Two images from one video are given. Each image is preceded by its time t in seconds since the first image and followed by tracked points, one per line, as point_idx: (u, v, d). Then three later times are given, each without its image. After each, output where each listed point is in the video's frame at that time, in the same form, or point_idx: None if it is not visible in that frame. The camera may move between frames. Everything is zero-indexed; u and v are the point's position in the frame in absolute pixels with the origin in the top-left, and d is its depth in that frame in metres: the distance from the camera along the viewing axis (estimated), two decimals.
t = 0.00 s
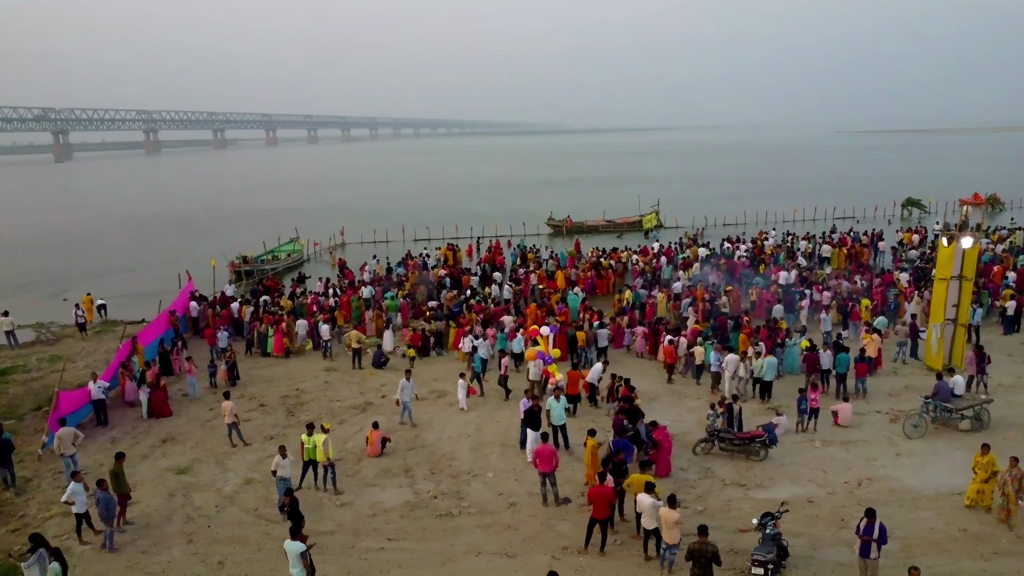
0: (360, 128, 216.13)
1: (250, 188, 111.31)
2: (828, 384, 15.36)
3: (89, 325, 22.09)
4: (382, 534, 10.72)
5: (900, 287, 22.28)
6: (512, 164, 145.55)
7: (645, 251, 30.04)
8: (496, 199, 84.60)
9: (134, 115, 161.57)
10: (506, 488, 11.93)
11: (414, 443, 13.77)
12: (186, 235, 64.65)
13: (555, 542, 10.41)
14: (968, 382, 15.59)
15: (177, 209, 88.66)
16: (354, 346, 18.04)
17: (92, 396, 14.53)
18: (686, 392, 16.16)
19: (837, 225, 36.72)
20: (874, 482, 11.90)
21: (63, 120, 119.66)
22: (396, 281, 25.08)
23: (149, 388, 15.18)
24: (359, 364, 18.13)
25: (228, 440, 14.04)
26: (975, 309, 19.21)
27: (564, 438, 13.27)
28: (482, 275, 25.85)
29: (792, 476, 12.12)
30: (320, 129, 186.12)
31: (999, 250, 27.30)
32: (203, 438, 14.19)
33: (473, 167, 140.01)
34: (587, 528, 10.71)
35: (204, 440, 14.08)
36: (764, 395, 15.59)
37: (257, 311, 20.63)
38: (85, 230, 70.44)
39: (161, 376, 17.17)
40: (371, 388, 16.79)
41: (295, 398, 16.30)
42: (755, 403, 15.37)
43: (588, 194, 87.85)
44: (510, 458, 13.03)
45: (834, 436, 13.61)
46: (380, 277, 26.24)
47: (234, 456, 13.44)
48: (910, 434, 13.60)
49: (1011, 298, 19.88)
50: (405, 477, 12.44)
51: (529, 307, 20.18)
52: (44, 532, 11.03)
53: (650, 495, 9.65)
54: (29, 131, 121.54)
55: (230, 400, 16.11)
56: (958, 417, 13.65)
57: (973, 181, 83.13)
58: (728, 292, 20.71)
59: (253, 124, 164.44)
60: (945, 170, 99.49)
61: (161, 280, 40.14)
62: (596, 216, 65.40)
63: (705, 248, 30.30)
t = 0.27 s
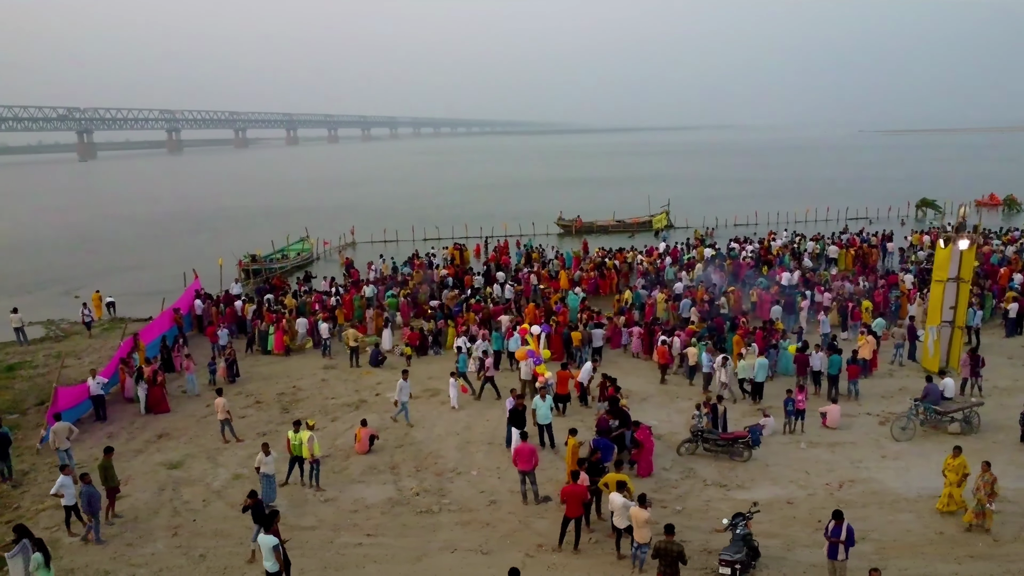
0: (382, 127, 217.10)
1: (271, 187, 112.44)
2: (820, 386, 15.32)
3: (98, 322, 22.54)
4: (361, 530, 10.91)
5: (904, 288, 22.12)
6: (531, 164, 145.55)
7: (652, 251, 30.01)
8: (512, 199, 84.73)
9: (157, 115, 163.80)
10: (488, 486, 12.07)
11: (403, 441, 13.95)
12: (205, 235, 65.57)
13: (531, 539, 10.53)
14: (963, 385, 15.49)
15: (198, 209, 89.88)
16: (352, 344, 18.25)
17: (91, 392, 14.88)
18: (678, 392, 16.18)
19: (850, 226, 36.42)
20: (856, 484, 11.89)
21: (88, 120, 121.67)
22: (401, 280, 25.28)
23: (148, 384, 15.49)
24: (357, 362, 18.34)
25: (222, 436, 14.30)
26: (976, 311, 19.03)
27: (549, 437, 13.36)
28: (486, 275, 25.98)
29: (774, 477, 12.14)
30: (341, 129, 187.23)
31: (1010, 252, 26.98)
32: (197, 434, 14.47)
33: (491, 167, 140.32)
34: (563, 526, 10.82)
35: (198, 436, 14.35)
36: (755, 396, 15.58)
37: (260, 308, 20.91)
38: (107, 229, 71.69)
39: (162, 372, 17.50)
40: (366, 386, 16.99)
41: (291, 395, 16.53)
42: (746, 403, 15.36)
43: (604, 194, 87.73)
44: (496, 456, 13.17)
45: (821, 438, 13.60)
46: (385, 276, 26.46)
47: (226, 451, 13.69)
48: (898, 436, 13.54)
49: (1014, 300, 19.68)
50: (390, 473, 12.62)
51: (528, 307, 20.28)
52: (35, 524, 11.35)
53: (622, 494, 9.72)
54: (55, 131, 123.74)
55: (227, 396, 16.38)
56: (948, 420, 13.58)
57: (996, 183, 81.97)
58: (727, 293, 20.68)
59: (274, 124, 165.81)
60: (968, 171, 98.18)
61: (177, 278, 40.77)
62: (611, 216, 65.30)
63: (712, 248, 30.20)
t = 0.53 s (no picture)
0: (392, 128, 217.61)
1: (280, 187, 113.10)
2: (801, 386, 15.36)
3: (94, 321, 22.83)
4: (332, 526, 11.06)
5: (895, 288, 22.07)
6: (539, 164, 145.56)
7: (648, 251, 30.01)
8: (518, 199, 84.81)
9: (169, 115, 165.05)
10: (462, 484, 12.19)
11: (383, 439, 14.09)
12: (212, 235, 66.12)
13: (498, 537, 10.65)
14: (945, 386, 15.51)
15: (207, 209, 90.54)
16: (340, 343, 18.38)
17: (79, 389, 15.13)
18: (661, 392, 16.23)
19: (850, 226, 36.28)
20: (828, 484, 11.92)
21: (99, 120, 122.80)
22: (395, 279, 25.41)
23: (134, 381, 15.70)
24: (345, 361, 18.48)
25: (205, 433, 14.48)
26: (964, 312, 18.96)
27: (527, 435, 13.45)
28: (481, 275, 26.08)
29: (746, 477, 12.18)
30: (351, 129, 187.79)
31: (1007, 253, 26.85)
32: (181, 431, 14.66)
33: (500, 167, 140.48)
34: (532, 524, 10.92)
35: (182, 433, 14.54)
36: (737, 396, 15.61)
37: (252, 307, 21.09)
38: (116, 229, 72.41)
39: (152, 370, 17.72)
40: (353, 384, 17.14)
41: (278, 392, 16.70)
42: (727, 403, 15.38)
43: (611, 194, 87.65)
44: (472, 455, 13.28)
45: (798, 438, 13.63)
46: (380, 275, 26.60)
47: (207, 448, 13.88)
48: (875, 436, 13.55)
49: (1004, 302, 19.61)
50: (366, 471, 12.76)
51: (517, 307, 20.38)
52: (15, 519, 11.57)
53: (586, 492, 9.81)
54: (67, 131, 125.02)
55: (215, 394, 16.57)
56: (924, 420, 13.60)
57: (1006, 184, 81.37)
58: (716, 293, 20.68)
59: (284, 124, 166.55)
60: (978, 172, 97.45)
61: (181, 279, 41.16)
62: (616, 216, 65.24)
63: (708, 248, 30.17)
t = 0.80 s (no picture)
0: (393, 128, 217.77)
1: (280, 187, 113.39)
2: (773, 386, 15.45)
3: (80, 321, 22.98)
4: (296, 524, 11.18)
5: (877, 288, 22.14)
6: (539, 164, 145.58)
7: (636, 251, 30.06)
8: (516, 199, 84.89)
9: (170, 116, 165.44)
10: (428, 483, 12.31)
11: (354, 438, 14.21)
12: (210, 235, 66.39)
13: (458, 534, 10.74)
14: (917, 385, 15.59)
15: (206, 209, 90.77)
16: (319, 343, 18.49)
17: (56, 388, 15.27)
18: (635, 392, 16.33)
19: (840, 227, 36.31)
20: (790, 483, 12.01)
21: (100, 119, 123.23)
22: (380, 280, 25.51)
23: (110, 380, 15.83)
24: (325, 361, 18.59)
25: (179, 432, 14.61)
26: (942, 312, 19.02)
27: (496, 434, 13.56)
28: (466, 275, 26.16)
29: (710, 475, 12.28)
30: (352, 129, 187.99)
31: (993, 253, 26.87)
32: (156, 430, 14.79)
33: (500, 166, 140.63)
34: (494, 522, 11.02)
35: (157, 432, 14.67)
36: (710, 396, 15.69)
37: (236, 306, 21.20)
38: (115, 229, 72.73)
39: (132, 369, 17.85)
40: (330, 384, 17.26)
41: (255, 392, 16.82)
42: (700, 403, 15.48)
43: (609, 194, 87.66)
44: (441, 453, 13.40)
45: (765, 437, 13.73)
46: (366, 275, 26.71)
47: (180, 447, 14.01)
48: (842, 436, 13.65)
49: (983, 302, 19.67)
50: (335, 469, 12.87)
51: (498, 307, 20.47)
52: None
53: (542, 489, 9.90)
54: (68, 131, 125.51)
55: (193, 393, 16.71)
56: (892, 419, 13.71)
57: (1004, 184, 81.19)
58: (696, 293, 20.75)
59: (285, 124, 166.80)
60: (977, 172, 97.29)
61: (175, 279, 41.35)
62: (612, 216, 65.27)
63: (696, 248, 30.23)
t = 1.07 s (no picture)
0: (393, 128, 218.00)
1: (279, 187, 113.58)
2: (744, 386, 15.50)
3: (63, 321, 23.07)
4: (258, 522, 11.27)
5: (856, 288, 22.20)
6: (537, 164, 145.69)
7: (622, 251, 30.12)
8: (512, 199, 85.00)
9: (170, 116, 165.70)
10: (393, 482, 12.39)
11: (324, 437, 14.28)
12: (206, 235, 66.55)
13: (417, 532, 10.82)
14: (888, 385, 15.65)
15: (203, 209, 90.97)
16: (296, 342, 18.57)
17: (31, 388, 15.38)
18: (607, 392, 16.40)
19: (829, 227, 36.35)
20: (751, 482, 12.08)
21: (99, 119, 123.51)
22: (364, 279, 25.59)
23: (85, 380, 15.93)
24: (302, 360, 18.67)
25: (151, 432, 14.70)
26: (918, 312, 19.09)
27: (464, 434, 13.63)
28: (450, 275, 26.23)
29: (673, 474, 12.35)
30: (351, 129, 188.16)
31: (976, 252, 26.92)
32: (129, 430, 14.89)
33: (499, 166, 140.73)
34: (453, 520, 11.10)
35: (129, 432, 14.77)
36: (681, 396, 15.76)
37: (217, 306, 21.28)
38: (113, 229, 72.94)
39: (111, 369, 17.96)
40: (306, 383, 17.34)
41: (231, 391, 16.91)
42: (671, 402, 15.54)
43: (605, 195, 87.75)
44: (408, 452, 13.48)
45: (732, 436, 13.80)
46: (350, 275, 26.79)
47: (151, 447, 14.10)
48: (808, 435, 13.72)
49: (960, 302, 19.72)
50: (302, 468, 12.96)
51: (476, 307, 20.55)
52: None
53: (497, 488, 9.98)
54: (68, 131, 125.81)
55: (168, 393, 16.80)
56: (858, 418, 13.76)
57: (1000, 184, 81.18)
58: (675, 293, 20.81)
59: (284, 124, 167.02)
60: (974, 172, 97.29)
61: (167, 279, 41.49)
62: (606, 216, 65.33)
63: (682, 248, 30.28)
